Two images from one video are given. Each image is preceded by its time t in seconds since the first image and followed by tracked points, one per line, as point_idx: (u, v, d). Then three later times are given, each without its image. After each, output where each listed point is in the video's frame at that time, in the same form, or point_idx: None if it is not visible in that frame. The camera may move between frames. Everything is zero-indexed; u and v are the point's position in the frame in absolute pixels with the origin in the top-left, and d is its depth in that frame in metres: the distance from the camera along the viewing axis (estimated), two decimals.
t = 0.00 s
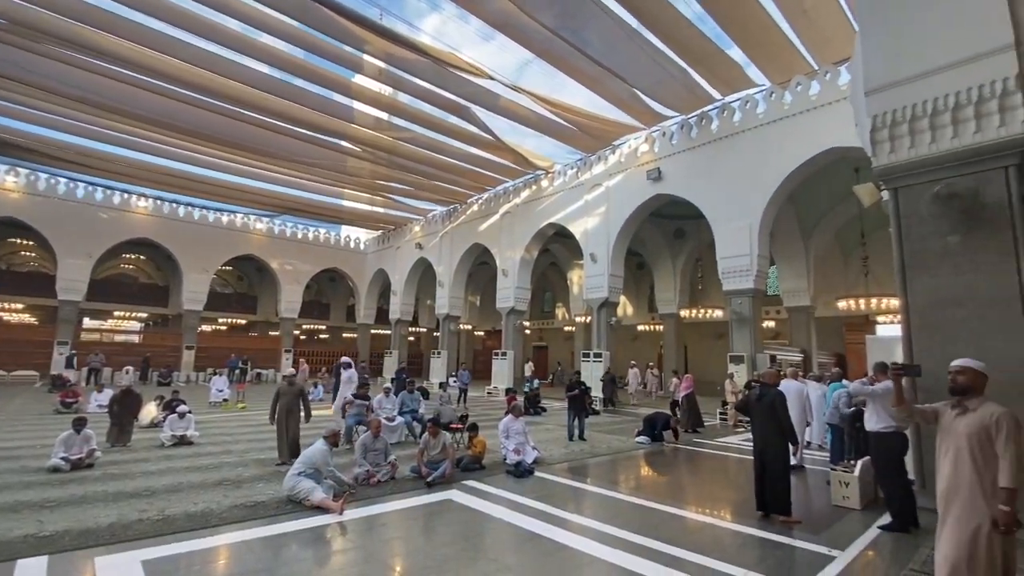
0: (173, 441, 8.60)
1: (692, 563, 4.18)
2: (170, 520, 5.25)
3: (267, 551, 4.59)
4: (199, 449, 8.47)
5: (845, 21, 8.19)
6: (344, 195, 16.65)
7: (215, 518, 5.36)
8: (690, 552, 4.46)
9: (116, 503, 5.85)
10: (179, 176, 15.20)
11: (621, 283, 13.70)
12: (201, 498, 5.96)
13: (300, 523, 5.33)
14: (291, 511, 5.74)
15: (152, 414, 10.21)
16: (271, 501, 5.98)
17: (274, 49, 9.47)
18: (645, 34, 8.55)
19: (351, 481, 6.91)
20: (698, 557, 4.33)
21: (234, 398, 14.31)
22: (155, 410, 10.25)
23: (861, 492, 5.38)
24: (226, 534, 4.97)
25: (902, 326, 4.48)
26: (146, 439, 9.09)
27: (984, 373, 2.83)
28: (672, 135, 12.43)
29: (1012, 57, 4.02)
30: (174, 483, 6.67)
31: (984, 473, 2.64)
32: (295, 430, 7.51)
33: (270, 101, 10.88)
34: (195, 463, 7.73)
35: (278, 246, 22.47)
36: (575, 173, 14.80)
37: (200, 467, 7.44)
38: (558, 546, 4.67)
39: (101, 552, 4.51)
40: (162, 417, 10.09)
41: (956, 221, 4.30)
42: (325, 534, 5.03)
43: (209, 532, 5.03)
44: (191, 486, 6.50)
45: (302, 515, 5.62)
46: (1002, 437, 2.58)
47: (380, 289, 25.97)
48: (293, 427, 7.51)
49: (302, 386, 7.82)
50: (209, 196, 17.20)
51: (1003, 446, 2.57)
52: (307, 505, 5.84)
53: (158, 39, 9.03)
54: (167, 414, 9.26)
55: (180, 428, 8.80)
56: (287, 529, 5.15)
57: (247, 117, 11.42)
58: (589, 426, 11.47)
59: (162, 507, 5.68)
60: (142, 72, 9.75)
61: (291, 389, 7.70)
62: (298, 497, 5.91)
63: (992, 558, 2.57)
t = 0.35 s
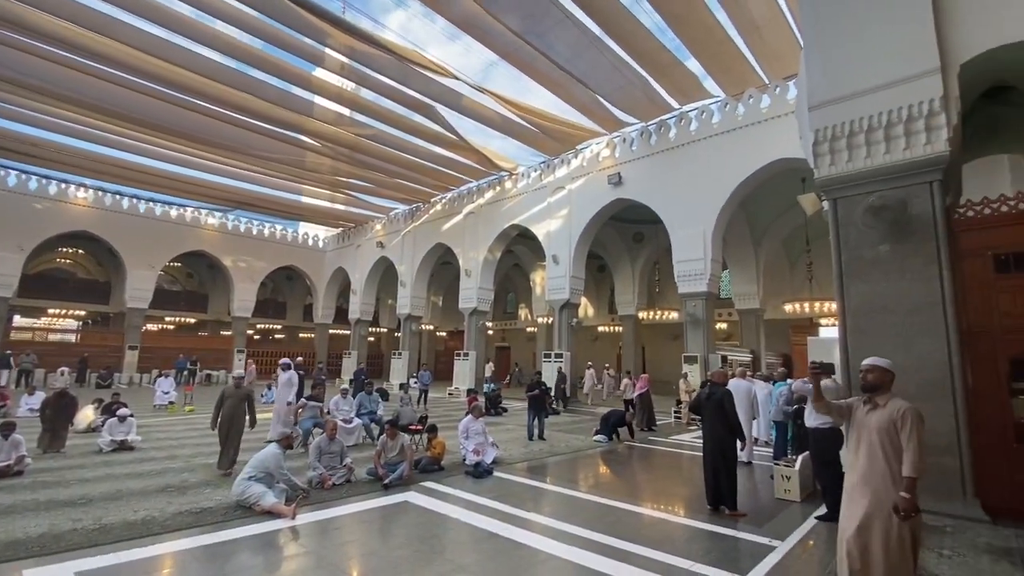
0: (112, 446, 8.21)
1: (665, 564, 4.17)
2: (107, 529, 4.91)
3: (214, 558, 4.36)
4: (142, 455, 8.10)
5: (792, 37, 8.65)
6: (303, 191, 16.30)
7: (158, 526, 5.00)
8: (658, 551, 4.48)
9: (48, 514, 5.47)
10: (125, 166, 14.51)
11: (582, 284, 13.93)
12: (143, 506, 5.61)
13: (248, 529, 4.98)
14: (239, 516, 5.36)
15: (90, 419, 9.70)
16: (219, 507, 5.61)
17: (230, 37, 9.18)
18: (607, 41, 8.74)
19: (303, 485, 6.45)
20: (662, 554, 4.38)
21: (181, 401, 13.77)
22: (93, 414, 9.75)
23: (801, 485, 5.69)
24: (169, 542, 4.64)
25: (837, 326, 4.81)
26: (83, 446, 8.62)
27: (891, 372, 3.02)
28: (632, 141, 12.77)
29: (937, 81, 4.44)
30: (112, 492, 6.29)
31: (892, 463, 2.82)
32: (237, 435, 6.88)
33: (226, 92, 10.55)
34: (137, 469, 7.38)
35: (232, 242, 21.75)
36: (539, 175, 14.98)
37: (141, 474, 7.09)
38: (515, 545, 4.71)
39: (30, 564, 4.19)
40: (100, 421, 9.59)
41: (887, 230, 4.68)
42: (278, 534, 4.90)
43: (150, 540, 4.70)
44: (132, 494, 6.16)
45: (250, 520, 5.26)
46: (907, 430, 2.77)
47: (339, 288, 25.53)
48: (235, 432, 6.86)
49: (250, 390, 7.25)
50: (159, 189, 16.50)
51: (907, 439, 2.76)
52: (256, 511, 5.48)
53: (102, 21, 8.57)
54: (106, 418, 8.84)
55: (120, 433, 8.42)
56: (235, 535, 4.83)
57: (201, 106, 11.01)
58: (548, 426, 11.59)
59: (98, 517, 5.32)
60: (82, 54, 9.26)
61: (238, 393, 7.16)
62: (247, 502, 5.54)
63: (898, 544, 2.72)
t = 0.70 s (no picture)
0: (47, 453, 7.78)
1: (622, 562, 4.25)
2: (38, 541, 4.64)
3: (160, 566, 4.19)
4: (80, 462, 7.69)
5: (747, 51, 9.00)
6: (261, 186, 15.85)
7: (94, 537, 4.74)
8: (618, 550, 4.55)
9: None
10: (67, 156, 13.73)
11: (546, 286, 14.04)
12: (79, 516, 5.33)
13: (195, 537, 4.80)
14: (185, 524, 5.15)
15: (22, 424, 9.14)
16: (163, 515, 5.38)
17: (185, 25, 8.84)
18: (573, 47, 8.87)
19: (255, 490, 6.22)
20: (615, 552, 4.48)
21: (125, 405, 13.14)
22: (27, 418, 9.21)
23: (750, 481, 5.92)
24: (108, 552, 4.42)
25: (784, 329, 5.11)
26: (14, 453, 8.11)
27: (817, 372, 3.20)
28: (596, 146, 13.00)
29: (875, 99, 4.78)
30: (47, 501, 5.95)
31: (816, 457, 2.99)
32: (181, 443, 6.48)
33: (180, 81, 10.15)
34: (76, 477, 7.01)
35: (184, 238, 20.93)
36: (505, 176, 15.05)
37: (80, 482, 6.75)
38: (472, 547, 4.72)
39: None
40: (34, 426, 9.06)
41: (828, 238, 5.00)
42: (230, 540, 4.76)
43: (89, 550, 4.46)
44: (67, 503, 5.84)
45: (197, 528, 5.05)
46: (831, 427, 2.95)
47: (299, 287, 24.95)
48: (178, 441, 6.45)
49: (192, 394, 6.73)
50: (104, 180, 15.70)
51: (831, 435, 2.93)
52: (203, 518, 5.27)
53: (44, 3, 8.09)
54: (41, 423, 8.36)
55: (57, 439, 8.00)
56: (181, 543, 4.65)
57: (153, 96, 10.55)
58: (511, 427, 11.64)
59: (30, 528, 5.01)
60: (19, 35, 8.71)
61: (180, 398, 6.57)
62: (195, 509, 5.32)
63: (820, 535, 2.88)
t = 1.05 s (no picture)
0: None
1: (579, 561, 4.32)
2: None
3: None
4: (14, 470, 7.25)
5: (707, 63, 9.31)
6: (219, 181, 15.37)
7: (25, 550, 4.48)
8: (577, 550, 4.62)
9: None
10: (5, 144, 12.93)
11: (512, 289, 14.10)
12: (11, 527, 5.03)
13: (138, 548, 4.59)
14: (127, 534, 4.91)
15: None
16: (103, 525, 5.12)
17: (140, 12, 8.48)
18: (541, 53, 8.99)
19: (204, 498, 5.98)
20: (573, 552, 4.55)
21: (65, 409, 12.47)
22: None
23: (704, 480, 6.11)
24: (43, 566, 4.18)
25: (738, 333, 5.31)
26: None
27: (761, 374, 3.33)
28: (562, 151, 13.14)
29: (822, 116, 5.07)
30: None
31: (758, 456, 3.12)
32: (115, 448, 5.97)
33: (133, 70, 9.73)
34: (8, 486, 6.60)
35: (134, 234, 20.06)
36: (472, 178, 15.05)
37: (12, 491, 6.36)
38: (431, 550, 4.71)
39: None
40: None
41: (778, 246, 5.23)
42: (179, 549, 4.60)
43: (21, 564, 4.21)
44: None
45: (141, 538, 4.83)
46: (771, 427, 3.09)
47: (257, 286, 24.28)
48: (113, 447, 5.94)
49: (124, 397, 6.23)
50: (46, 171, 14.86)
51: (771, 435, 3.07)
52: (147, 527, 5.04)
53: None
54: None
55: None
56: (123, 555, 4.44)
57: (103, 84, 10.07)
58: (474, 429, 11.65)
59: None
60: None
61: (110, 402, 6.05)
62: (138, 519, 5.08)
63: (762, 531, 3.01)
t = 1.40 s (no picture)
0: None
1: (534, 563, 4.38)
2: None
3: None
4: None
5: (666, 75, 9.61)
6: (170, 174, 14.78)
7: None
8: (536, 552, 4.66)
9: None
10: None
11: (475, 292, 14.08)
12: None
13: (69, 562, 4.34)
14: (58, 547, 4.63)
15: None
16: (31, 538, 4.81)
17: None
18: (507, 58, 9.06)
19: (146, 507, 5.71)
20: (529, 554, 4.60)
21: None
22: None
23: (658, 481, 6.28)
24: None
25: (692, 337, 5.51)
26: None
27: (711, 377, 3.47)
28: (527, 156, 13.26)
29: (771, 132, 5.33)
30: None
31: (705, 456, 3.25)
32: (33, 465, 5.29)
33: (78, 55, 9.24)
34: None
35: (75, 228, 19.00)
36: (437, 179, 15.00)
37: None
38: (387, 556, 4.67)
39: None
40: None
41: (730, 255, 5.46)
42: (117, 562, 4.39)
43: None
44: None
45: (73, 551, 4.57)
46: (717, 428, 3.23)
47: (208, 285, 23.43)
48: (31, 463, 5.28)
49: (53, 405, 5.64)
50: None
51: (717, 435, 3.21)
52: (80, 539, 4.77)
53: None
54: None
55: None
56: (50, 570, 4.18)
57: (45, 67, 9.52)
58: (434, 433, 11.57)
59: None
60: None
61: (34, 411, 5.44)
62: (71, 530, 4.80)
63: (708, 528, 3.15)
